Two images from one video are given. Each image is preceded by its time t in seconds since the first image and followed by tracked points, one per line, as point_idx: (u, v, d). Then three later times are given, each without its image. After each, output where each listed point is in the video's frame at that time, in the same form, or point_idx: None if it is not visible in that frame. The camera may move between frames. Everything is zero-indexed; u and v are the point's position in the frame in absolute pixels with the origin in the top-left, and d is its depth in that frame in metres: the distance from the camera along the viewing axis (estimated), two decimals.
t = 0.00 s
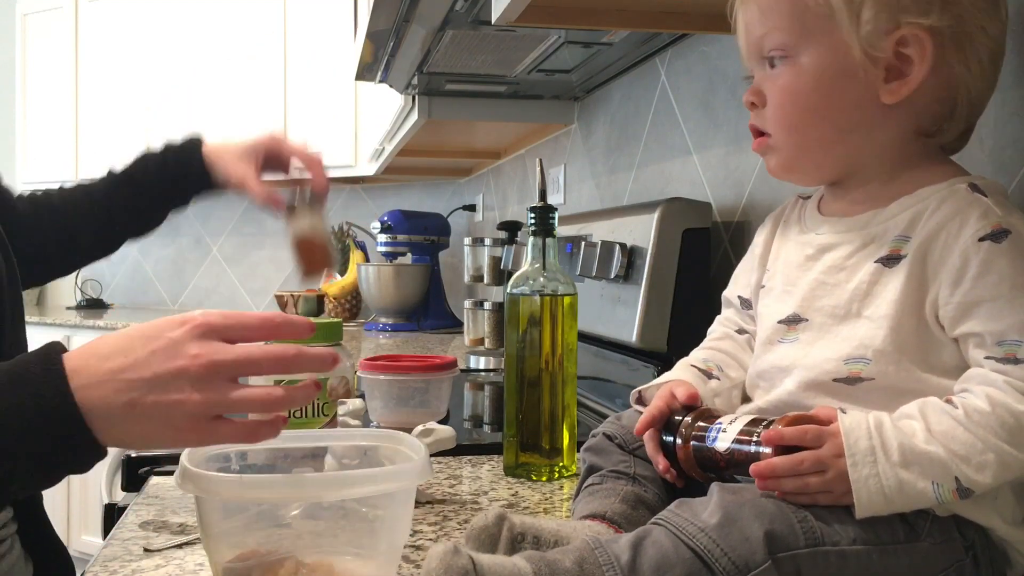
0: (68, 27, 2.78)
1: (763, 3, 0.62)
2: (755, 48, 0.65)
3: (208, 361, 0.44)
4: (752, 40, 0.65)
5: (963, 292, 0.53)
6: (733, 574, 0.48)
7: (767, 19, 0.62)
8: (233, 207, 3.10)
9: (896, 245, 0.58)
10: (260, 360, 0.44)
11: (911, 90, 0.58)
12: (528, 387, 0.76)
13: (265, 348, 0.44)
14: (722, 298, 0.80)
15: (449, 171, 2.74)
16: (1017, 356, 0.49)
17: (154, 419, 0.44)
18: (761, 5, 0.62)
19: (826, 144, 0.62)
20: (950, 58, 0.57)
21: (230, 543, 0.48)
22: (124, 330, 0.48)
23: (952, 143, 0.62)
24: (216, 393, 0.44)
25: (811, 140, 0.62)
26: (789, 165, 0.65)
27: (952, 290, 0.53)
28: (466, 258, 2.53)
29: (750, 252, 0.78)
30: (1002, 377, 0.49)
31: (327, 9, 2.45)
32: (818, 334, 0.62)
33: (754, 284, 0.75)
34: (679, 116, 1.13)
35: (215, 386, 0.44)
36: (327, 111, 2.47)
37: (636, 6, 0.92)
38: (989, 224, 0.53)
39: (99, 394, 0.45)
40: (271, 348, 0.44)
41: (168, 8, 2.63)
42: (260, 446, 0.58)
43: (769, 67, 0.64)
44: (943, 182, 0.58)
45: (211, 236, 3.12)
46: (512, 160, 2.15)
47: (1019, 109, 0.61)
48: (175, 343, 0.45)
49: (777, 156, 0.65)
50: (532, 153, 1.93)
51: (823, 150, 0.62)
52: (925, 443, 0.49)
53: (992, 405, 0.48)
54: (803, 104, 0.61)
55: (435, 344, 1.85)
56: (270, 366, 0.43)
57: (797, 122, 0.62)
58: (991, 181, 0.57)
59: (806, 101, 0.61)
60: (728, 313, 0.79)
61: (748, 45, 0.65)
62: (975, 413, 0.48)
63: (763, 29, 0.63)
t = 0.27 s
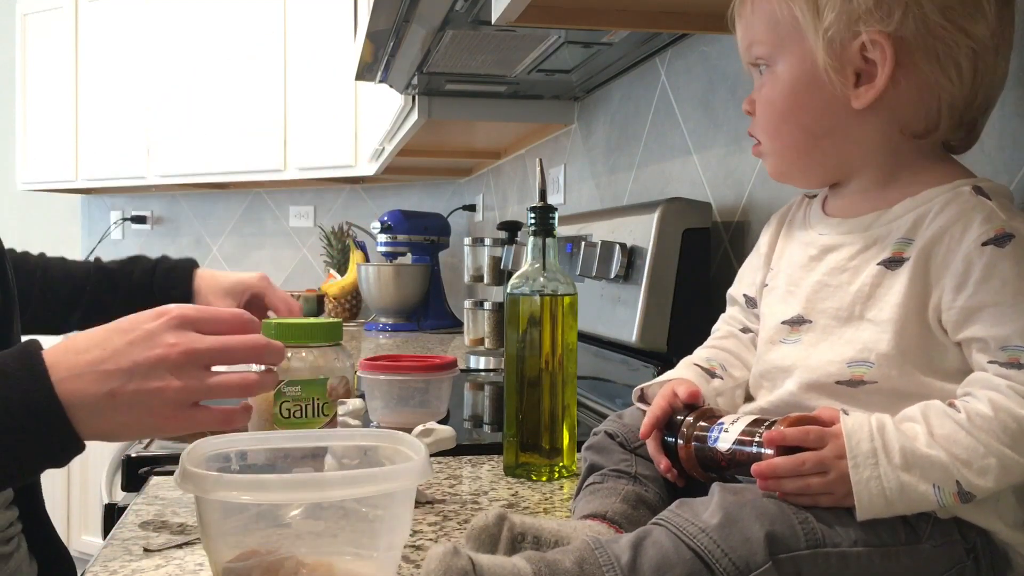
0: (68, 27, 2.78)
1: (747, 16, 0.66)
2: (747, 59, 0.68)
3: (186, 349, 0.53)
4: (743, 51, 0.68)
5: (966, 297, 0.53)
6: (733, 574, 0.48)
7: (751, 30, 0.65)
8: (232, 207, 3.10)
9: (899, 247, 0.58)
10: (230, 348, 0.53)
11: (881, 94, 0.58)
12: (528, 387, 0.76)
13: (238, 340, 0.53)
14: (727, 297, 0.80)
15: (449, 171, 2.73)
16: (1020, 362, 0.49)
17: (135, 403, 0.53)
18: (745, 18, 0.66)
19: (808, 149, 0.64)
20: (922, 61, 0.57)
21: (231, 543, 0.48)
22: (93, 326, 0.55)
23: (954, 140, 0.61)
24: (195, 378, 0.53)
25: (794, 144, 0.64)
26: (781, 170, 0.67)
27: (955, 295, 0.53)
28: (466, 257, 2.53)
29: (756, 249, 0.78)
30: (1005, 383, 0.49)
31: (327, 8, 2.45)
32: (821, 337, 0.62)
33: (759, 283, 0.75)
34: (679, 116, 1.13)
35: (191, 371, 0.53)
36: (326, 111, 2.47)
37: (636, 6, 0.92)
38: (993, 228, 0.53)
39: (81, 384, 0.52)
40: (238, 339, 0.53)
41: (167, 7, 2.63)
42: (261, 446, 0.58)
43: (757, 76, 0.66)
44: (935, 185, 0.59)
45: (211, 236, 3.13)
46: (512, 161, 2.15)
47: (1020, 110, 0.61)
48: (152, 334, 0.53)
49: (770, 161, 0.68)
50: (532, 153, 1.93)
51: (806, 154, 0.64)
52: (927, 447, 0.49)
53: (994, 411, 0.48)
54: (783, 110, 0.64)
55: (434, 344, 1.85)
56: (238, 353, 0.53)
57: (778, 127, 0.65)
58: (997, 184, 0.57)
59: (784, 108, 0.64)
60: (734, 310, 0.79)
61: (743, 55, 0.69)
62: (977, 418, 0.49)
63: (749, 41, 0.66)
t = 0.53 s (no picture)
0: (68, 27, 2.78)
1: (747, 21, 0.64)
2: (746, 65, 0.67)
3: (162, 353, 0.53)
4: (742, 57, 0.67)
5: (966, 297, 0.53)
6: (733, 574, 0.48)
7: (752, 34, 0.64)
8: (233, 207, 3.10)
9: (900, 248, 0.58)
10: (207, 352, 0.53)
11: (895, 91, 0.58)
12: (528, 387, 0.76)
13: (215, 342, 0.53)
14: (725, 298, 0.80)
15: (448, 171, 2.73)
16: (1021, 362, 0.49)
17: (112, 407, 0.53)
18: (744, 22, 0.65)
19: (815, 152, 0.63)
20: (935, 58, 0.57)
21: (230, 543, 0.48)
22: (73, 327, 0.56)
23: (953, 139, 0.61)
24: (172, 383, 0.53)
25: (802, 147, 0.63)
26: (787, 174, 0.66)
27: (956, 295, 0.53)
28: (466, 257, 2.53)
29: (755, 250, 0.78)
30: (1006, 383, 0.49)
31: (327, 8, 2.45)
32: (821, 338, 0.62)
33: (758, 284, 0.75)
34: (679, 117, 1.13)
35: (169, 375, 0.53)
36: (326, 111, 2.47)
37: (636, 7, 0.92)
38: (993, 229, 0.53)
39: (55, 390, 0.52)
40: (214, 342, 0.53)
41: (168, 7, 2.63)
42: (261, 446, 0.58)
43: (758, 80, 0.65)
44: (946, 182, 0.59)
45: (211, 236, 3.12)
46: (512, 161, 2.15)
47: (1019, 110, 0.61)
48: (128, 337, 0.53)
49: (773, 166, 0.67)
50: (532, 153, 1.93)
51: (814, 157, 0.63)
52: (927, 447, 0.49)
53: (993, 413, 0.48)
54: (790, 114, 0.63)
55: (434, 344, 1.85)
56: (214, 356, 0.53)
57: (788, 131, 0.63)
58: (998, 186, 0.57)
59: (793, 111, 0.62)
60: (733, 310, 0.79)
61: (740, 61, 0.67)
62: (978, 418, 0.49)
63: (750, 45, 0.65)
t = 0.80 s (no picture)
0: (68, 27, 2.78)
1: (759, 20, 0.60)
2: (752, 66, 0.62)
3: (147, 357, 0.54)
4: (748, 58, 0.62)
5: (961, 290, 0.52)
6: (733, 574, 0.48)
7: (767, 34, 0.60)
8: (233, 207, 3.10)
9: (896, 244, 0.58)
10: (193, 355, 0.55)
11: (922, 92, 0.58)
12: (528, 387, 0.76)
13: (200, 346, 0.55)
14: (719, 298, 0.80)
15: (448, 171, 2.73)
16: (1015, 353, 0.49)
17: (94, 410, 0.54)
18: (756, 21, 0.60)
19: (838, 156, 0.60)
20: (955, 56, 0.57)
21: (230, 543, 0.48)
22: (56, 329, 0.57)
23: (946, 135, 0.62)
24: (156, 387, 0.54)
25: (825, 152, 0.60)
26: (801, 179, 0.63)
27: (951, 288, 0.53)
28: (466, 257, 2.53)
29: (749, 251, 0.78)
30: (1000, 374, 0.49)
31: (327, 8, 2.45)
32: (818, 335, 0.62)
33: (751, 284, 0.75)
34: (678, 116, 1.13)
35: (154, 379, 0.55)
36: (327, 111, 2.47)
37: (636, 6, 0.92)
38: (987, 222, 0.53)
39: (43, 394, 0.53)
40: (198, 346, 0.55)
41: (168, 7, 2.63)
42: (261, 446, 0.58)
43: (771, 83, 0.61)
44: (942, 180, 0.59)
45: (211, 236, 3.12)
46: (512, 160, 2.15)
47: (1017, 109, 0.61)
48: (112, 341, 0.55)
49: (787, 170, 0.63)
50: (532, 153, 1.93)
51: (836, 161, 0.61)
52: (922, 439, 0.50)
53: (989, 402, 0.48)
54: (815, 119, 0.59)
55: (434, 344, 1.85)
56: (198, 359, 0.55)
57: (811, 136, 0.60)
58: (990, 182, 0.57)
59: (817, 114, 0.59)
60: (726, 311, 0.79)
61: (744, 62, 0.63)
62: (974, 413, 0.49)
63: (763, 45, 0.60)
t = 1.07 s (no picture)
0: (69, 28, 2.78)
1: (763, 16, 0.60)
2: (755, 63, 0.62)
3: (92, 368, 0.51)
4: (752, 55, 0.62)
5: (960, 284, 0.52)
6: (733, 573, 0.48)
7: (772, 30, 0.59)
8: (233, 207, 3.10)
9: (893, 239, 0.58)
10: (141, 366, 0.51)
11: (927, 87, 0.58)
12: (528, 387, 0.76)
13: (148, 359, 0.51)
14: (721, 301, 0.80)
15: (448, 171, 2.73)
16: (1013, 347, 0.49)
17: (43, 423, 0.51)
18: (760, 18, 0.60)
19: (844, 152, 0.60)
20: (957, 53, 0.58)
21: (230, 542, 0.48)
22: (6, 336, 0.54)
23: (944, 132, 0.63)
24: (103, 400, 0.51)
25: (831, 148, 0.60)
26: (806, 176, 0.63)
27: (948, 283, 0.53)
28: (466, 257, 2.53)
29: (747, 253, 0.78)
30: (998, 364, 0.49)
31: (327, 9, 2.45)
32: (814, 330, 0.62)
33: (750, 284, 0.75)
34: (678, 116, 1.13)
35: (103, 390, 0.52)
36: (327, 111, 2.47)
37: (636, 5, 0.92)
38: (985, 217, 0.53)
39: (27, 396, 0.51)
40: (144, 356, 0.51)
41: (168, 7, 2.63)
42: (260, 446, 0.58)
43: (775, 80, 0.61)
44: (942, 176, 0.59)
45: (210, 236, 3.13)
46: (512, 161, 2.15)
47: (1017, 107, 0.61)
48: (55, 351, 0.52)
49: (792, 167, 0.63)
50: (532, 153, 1.93)
51: (842, 158, 0.60)
52: (923, 424, 0.49)
53: (989, 393, 0.48)
54: (821, 114, 0.59)
55: (434, 344, 1.85)
56: (145, 369, 0.51)
57: (817, 133, 0.60)
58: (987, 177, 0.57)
59: (821, 111, 0.59)
60: (728, 315, 0.79)
61: (746, 60, 0.63)
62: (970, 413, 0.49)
63: (767, 42, 0.60)
